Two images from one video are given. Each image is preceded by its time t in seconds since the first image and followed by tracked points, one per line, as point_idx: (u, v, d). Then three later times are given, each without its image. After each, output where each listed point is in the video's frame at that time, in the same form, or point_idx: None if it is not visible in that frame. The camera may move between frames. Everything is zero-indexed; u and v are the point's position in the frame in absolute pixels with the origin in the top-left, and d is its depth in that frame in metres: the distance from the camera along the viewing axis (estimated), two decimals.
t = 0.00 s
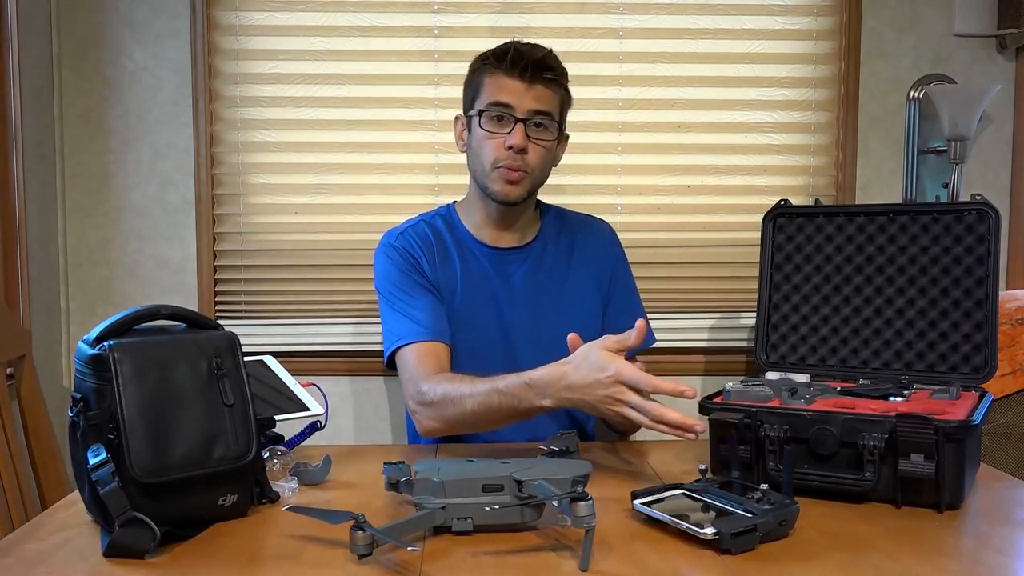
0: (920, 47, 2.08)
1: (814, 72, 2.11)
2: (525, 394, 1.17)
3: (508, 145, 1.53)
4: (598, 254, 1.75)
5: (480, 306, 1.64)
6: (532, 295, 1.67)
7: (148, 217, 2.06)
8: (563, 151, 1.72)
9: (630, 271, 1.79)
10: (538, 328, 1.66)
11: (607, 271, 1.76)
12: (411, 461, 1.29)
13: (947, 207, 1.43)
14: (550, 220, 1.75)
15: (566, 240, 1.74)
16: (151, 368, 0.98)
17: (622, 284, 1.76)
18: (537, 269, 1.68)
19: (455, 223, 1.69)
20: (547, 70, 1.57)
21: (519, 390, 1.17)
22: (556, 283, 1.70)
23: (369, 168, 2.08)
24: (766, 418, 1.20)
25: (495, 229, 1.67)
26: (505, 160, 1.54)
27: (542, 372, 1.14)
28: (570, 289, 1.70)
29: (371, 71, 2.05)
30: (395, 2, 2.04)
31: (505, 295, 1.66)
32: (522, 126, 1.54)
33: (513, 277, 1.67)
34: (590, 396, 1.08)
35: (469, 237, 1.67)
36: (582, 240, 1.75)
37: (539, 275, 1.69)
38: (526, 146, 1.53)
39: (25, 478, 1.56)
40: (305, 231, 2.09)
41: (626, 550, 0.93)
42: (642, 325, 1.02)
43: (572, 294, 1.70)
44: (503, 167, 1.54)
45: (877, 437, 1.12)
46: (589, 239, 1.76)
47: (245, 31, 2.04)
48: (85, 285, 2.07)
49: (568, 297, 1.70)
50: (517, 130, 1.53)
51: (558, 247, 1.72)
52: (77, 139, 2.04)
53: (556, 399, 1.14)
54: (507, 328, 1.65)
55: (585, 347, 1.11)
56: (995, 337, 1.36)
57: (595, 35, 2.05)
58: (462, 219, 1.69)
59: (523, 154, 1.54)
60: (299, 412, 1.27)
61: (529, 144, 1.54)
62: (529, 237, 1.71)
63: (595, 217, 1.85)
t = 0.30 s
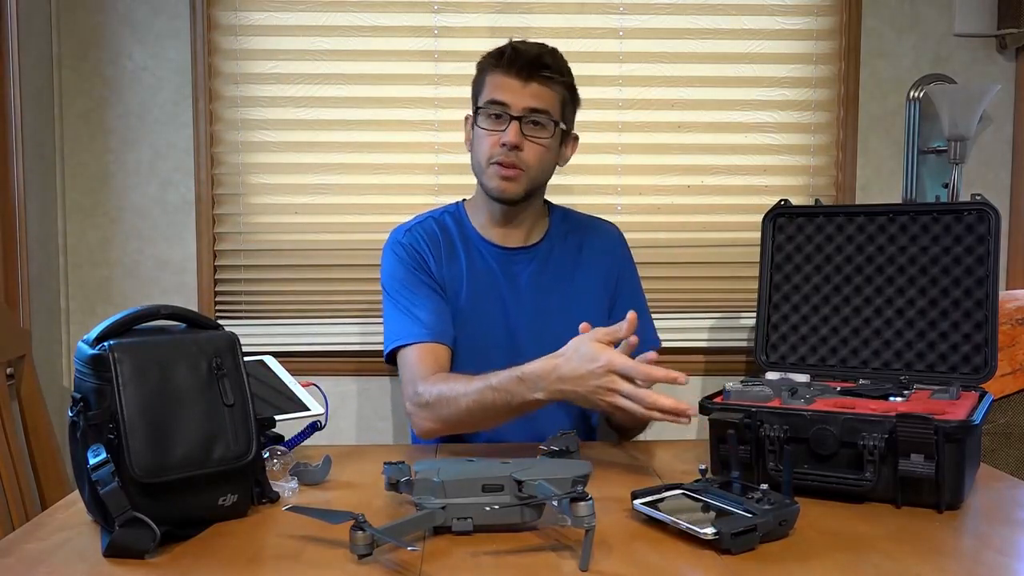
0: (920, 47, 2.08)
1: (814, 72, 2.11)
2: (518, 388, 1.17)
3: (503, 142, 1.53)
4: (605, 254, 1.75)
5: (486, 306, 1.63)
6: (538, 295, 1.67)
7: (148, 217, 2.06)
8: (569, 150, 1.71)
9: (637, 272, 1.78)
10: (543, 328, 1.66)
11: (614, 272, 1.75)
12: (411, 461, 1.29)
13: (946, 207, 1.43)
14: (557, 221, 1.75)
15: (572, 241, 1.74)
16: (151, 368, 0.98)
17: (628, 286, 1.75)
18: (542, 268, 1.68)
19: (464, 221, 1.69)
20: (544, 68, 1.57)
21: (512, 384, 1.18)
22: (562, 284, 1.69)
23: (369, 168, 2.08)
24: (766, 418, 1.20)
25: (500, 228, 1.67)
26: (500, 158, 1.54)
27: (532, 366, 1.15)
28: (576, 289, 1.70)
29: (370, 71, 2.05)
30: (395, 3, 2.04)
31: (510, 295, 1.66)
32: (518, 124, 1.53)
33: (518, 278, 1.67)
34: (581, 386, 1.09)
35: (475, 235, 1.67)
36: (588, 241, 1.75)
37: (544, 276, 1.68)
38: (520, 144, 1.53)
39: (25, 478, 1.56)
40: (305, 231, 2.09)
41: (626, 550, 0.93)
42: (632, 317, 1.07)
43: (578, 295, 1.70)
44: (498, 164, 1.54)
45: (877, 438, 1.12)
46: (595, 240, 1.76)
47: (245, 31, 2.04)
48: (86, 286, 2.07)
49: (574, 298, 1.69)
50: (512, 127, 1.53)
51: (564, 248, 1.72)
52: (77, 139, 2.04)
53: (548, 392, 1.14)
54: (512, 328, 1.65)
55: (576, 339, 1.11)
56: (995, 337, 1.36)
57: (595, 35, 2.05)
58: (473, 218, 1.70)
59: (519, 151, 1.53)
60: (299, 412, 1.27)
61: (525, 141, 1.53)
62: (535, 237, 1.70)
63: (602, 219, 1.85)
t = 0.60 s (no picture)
0: (920, 47, 2.08)
1: (814, 72, 2.11)
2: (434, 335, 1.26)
3: (488, 147, 1.50)
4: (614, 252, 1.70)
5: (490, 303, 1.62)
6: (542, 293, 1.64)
7: (148, 217, 2.06)
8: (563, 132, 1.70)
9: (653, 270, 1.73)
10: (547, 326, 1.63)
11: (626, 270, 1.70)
12: (411, 461, 1.29)
13: (947, 207, 1.43)
14: (566, 218, 1.71)
15: (582, 238, 1.70)
16: (151, 368, 0.98)
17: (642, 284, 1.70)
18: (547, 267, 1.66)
19: (471, 217, 1.70)
20: (507, 65, 1.53)
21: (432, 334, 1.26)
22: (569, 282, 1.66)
23: (369, 168, 2.08)
24: (766, 418, 1.20)
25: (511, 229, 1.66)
26: (490, 163, 1.51)
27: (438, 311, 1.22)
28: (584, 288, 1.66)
29: (370, 71, 2.05)
30: (395, 2, 2.03)
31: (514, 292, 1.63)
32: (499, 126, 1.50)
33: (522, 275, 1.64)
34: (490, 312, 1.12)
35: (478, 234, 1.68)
36: (598, 236, 1.71)
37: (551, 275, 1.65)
38: (503, 143, 1.49)
39: (25, 478, 1.56)
40: (305, 231, 2.09)
41: (626, 550, 0.93)
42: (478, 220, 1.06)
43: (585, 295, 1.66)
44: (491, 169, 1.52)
45: (877, 437, 1.12)
46: (605, 237, 1.71)
47: (245, 31, 2.04)
48: (86, 286, 2.07)
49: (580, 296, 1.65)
50: (494, 130, 1.50)
51: (571, 247, 1.68)
52: (77, 138, 2.04)
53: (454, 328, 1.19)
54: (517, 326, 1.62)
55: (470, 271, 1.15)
56: (996, 337, 1.36)
57: (595, 35, 2.05)
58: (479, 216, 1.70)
59: (507, 152, 1.50)
60: (300, 412, 1.27)
61: (510, 141, 1.50)
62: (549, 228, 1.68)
63: (615, 214, 1.81)
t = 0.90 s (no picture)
0: (920, 47, 2.08)
1: (814, 72, 2.11)
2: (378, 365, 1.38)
3: (492, 158, 1.49)
4: (613, 251, 1.69)
5: (488, 304, 1.62)
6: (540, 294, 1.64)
7: (148, 217, 2.06)
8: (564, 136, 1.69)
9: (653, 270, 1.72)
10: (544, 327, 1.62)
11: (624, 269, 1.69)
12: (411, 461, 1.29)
13: (947, 207, 1.43)
14: (566, 217, 1.70)
15: (581, 237, 1.69)
16: (151, 368, 0.98)
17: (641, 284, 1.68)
18: (546, 269, 1.65)
19: (472, 218, 1.70)
20: (512, 75, 1.50)
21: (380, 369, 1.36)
22: (567, 283, 1.65)
23: (369, 168, 2.08)
24: (766, 418, 1.20)
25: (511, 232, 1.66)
26: (493, 172, 1.50)
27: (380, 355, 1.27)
28: (582, 289, 1.65)
29: (370, 71, 2.05)
30: (395, 2, 2.03)
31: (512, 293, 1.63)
32: (503, 137, 1.49)
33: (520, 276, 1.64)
34: (388, 353, 1.24)
35: (475, 235, 1.68)
36: (599, 235, 1.70)
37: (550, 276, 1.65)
38: (507, 154, 1.48)
39: (25, 478, 1.56)
40: (305, 231, 2.09)
41: (626, 550, 0.93)
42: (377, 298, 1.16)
43: (583, 296, 1.65)
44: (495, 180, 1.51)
45: (877, 437, 1.12)
46: (607, 236, 1.71)
47: (245, 31, 2.04)
48: (86, 286, 2.07)
49: (577, 297, 1.65)
50: (498, 141, 1.48)
51: (570, 247, 1.67)
52: (77, 138, 2.04)
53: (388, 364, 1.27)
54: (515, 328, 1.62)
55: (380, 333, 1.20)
56: (996, 337, 1.36)
57: (595, 35, 2.05)
58: (477, 217, 1.70)
59: (511, 163, 1.50)
60: (300, 412, 1.27)
61: (514, 153, 1.49)
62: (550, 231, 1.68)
63: (617, 214, 1.79)
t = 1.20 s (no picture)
0: (920, 47, 2.08)
1: (814, 72, 2.11)
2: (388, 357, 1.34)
3: (489, 158, 1.49)
4: (610, 250, 1.69)
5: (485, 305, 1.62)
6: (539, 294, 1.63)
7: (148, 217, 2.06)
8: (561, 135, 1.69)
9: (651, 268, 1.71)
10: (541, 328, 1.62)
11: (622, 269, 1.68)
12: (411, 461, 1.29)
13: (947, 207, 1.43)
14: (566, 216, 1.70)
15: (581, 236, 1.69)
16: (151, 368, 0.98)
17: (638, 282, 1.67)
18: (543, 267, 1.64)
19: (467, 218, 1.70)
20: (508, 74, 1.50)
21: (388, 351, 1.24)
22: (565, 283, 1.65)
23: (369, 168, 2.08)
24: (766, 418, 1.20)
25: (506, 231, 1.66)
26: (489, 172, 1.50)
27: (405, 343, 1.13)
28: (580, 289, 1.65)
29: (371, 71, 2.05)
30: (395, 2, 2.03)
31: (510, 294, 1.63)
32: (500, 136, 1.48)
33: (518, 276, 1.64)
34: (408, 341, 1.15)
35: (472, 236, 1.67)
36: (597, 232, 1.70)
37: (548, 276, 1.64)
38: (503, 153, 1.48)
39: (25, 477, 1.56)
40: (305, 231, 2.09)
41: (626, 550, 0.93)
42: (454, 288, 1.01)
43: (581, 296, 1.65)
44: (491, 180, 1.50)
45: (877, 437, 1.12)
46: (604, 233, 1.70)
47: (245, 31, 2.04)
48: (86, 286, 2.07)
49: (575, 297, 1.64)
50: (495, 140, 1.48)
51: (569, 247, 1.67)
52: (77, 138, 2.04)
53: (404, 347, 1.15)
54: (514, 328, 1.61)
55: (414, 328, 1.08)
56: (996, 337, 1.36)
57: (595, 35, 2.05)
58: (473, 217, 1.70)
59: (507, 163, 1.49)
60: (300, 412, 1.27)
61: (511, 152, 1.49)
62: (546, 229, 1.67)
63: (616, 211, 1.79)
